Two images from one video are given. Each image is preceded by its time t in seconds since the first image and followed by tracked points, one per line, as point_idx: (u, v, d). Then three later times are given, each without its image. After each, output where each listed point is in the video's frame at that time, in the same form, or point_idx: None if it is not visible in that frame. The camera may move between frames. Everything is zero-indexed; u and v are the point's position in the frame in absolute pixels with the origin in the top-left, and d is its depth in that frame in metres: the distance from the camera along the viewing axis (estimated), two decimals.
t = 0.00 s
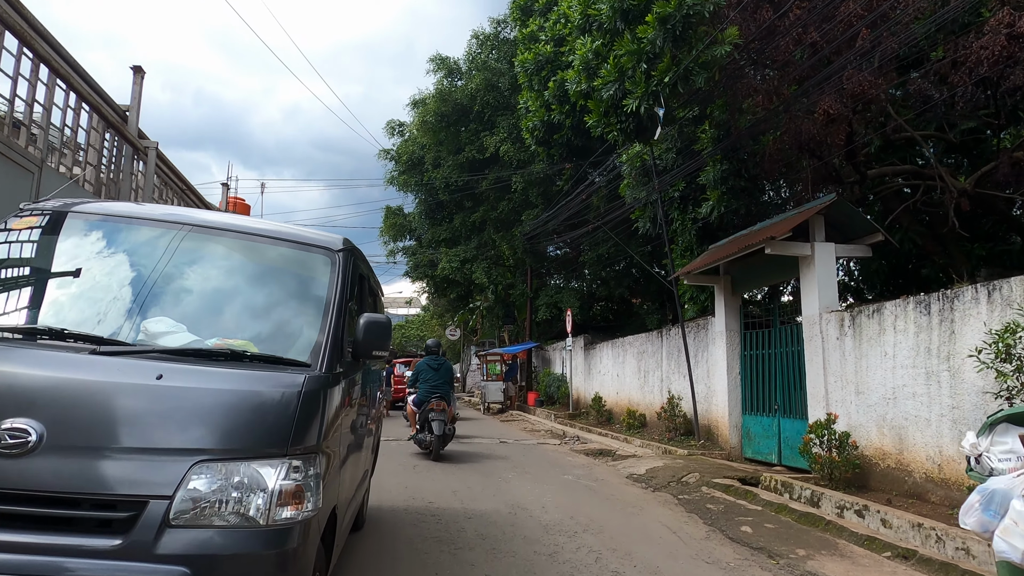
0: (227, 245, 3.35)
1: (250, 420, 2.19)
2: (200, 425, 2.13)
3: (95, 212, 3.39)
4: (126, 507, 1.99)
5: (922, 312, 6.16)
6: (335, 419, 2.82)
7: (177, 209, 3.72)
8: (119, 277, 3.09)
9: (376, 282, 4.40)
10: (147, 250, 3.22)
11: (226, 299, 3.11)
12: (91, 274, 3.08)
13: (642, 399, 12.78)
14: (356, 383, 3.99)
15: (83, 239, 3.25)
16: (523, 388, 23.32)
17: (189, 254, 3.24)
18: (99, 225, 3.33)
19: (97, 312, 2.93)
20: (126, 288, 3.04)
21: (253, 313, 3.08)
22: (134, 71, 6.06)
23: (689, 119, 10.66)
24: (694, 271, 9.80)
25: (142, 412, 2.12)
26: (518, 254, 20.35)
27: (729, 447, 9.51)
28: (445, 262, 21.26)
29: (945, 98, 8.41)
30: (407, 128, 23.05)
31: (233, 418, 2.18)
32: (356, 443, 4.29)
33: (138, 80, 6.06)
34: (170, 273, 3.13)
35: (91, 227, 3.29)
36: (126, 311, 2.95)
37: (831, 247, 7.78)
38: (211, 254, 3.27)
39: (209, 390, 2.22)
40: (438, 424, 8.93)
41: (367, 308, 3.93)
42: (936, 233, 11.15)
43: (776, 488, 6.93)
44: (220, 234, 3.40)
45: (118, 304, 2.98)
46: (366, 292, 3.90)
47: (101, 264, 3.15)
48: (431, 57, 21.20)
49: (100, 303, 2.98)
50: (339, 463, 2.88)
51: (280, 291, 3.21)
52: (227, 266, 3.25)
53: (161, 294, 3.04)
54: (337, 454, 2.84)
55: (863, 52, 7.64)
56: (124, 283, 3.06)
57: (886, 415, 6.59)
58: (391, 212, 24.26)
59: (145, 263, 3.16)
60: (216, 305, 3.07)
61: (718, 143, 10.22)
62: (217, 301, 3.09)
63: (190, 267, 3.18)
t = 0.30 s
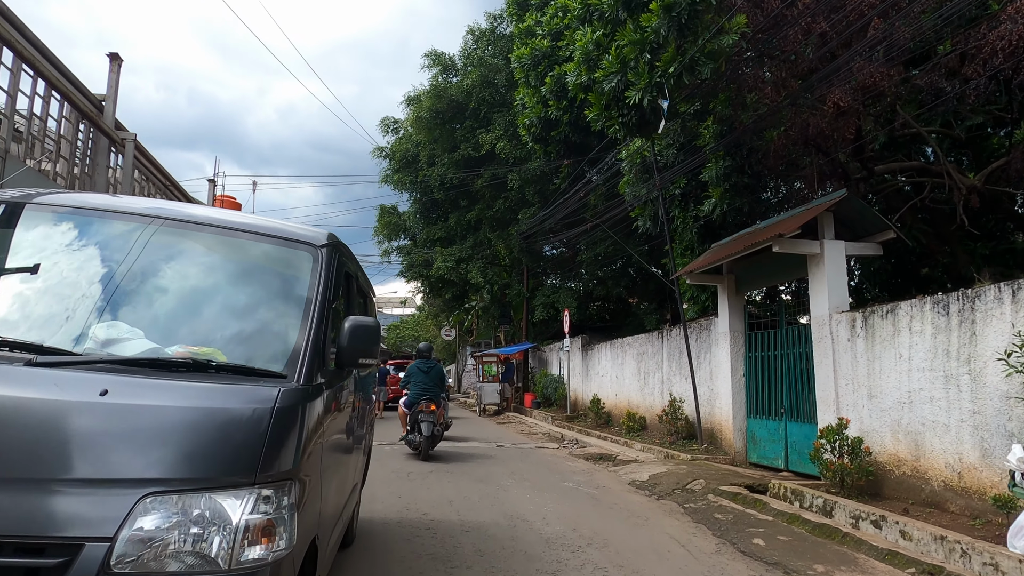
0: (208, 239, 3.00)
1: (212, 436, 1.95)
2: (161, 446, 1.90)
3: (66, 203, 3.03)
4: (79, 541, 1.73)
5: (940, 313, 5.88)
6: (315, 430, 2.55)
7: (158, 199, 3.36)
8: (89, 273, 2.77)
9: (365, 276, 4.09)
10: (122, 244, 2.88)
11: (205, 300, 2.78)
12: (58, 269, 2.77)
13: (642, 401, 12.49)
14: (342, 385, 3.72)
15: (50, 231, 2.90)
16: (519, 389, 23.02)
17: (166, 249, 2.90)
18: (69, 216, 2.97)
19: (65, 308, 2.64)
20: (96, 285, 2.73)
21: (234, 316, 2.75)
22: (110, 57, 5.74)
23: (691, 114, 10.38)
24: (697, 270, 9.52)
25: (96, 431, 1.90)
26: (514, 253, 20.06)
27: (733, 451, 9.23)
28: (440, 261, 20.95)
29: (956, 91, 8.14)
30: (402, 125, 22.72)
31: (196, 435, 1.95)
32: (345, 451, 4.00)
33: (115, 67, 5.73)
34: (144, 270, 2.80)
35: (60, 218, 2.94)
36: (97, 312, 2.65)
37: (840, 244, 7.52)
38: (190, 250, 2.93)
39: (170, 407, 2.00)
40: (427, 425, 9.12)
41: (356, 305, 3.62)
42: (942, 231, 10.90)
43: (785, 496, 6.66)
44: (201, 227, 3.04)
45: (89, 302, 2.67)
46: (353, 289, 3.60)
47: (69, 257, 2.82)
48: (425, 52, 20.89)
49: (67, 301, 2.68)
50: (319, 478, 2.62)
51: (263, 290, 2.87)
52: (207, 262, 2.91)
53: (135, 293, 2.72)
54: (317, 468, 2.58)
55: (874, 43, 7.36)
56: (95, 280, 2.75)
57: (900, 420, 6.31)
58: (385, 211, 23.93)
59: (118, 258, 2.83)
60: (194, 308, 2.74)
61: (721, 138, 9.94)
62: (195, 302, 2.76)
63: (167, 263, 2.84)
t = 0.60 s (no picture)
0: (185, 215, 2.70)
1: (156, 432, 1.67)
2: (100, 445, 1.62)
3: (31, 174, 2.74)
4: (1, 559, 1.46)
5: (957, 306, 5.61)
6: (285, 426, 2.27)
7: (136, 175, 3.05)
8: (50, 252, 2.47)
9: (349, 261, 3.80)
10: (88, 220, 2.58)
11: (176, 284, 2.47)
12: (15, 246, 2.46)
13: (641, 400, 12.22)
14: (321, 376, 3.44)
15: (11, 204, 2.60)
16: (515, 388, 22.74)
17: (137, 226, 2.60)
18: (33, 189, 2.68)
19: (20, 291, 2.33)
20: (57, 265, 2.43)
21: (207, 301, 2.44)
22: (84, 35, 5.46)
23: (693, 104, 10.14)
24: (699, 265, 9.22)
25: (37, 428, 1.62)
26: (510, 251, 19.80)
27: (736, 451, 8.95)
28: (435, 258, 20.68)
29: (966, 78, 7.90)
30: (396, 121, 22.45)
31: (141, 431, 1.67)
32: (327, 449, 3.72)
33: (88, 45, 5.45)
34: (111, 249, 2.50)
35: (22, 190, 2.64)
36: (55, 296, 2.35)
37: (849, 236, 7.25)
38: (163, 227, 2.62)
39: (116, 399, 1.72)
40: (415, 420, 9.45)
41: (337, 291, 3.32)
42: (948, 226, 10.65)
43: (793, 498, 6.40)
44: (180, 202, 2.75)
45: (47, 284, 2.37)
46: (333, 274, 3.30)
47: (28, 234, 2.51)
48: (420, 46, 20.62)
49: (24, 282, 2.37)
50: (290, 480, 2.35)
51: (243, 275, 2.56)
52: (182, 243, 2.60)
53: (100, 275, 2.42)
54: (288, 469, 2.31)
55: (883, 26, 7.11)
56: (55, 260, 2.45)
57: (913, 418, 6.05)
58: (380, 207, 23.64)
59: (83, 235, 2.52)
60: (165, 293, 2.43)
61: (723, 129, 9.68)
62: (165, 286, 2.45)
63: (137, 241, 2.55)
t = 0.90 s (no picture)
0: (153, 204, 2.35)
1: (43, 475, 1.43)
2: None
3: None
4: None
5: (975, 307, 5.31)
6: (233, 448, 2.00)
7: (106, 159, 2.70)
8: None
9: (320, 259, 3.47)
10: (43, 208, 2.24)
11: (141, 278, 2.15)
12: None
13: (639, 403, 11.92)
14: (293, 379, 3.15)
15: None
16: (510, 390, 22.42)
17: (98, 214, 2.27)
18: None
19: None
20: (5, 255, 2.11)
21: (174, 295, 2.12)
22: (49, 19, 5.13)
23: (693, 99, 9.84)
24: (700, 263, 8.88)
25: None
26: (505, 250, 19.48)
27: (738, 457, 8.65)
28: (429, 258, 20.36)
29: (977, 70, 7.61)
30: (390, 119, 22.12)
31: (35, 469, 1.44)
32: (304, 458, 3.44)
33: (54, 29, 5.13)
34: (69, 239, 2.18)
35: None
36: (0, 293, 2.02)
37: (857, 235, 6.95)
38: (128, 215, 2.29)
39: (22, 428, 1.50)
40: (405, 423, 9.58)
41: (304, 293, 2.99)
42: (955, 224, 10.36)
43: (801, 508, 6.10)
44: (147, 193, 2.39)
45: None
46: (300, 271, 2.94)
47: None
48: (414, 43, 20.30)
49: None
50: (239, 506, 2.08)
51: (214, 276, 2.20)
52: (149, 233, 2.27)
53: (53, 271, 2.10)
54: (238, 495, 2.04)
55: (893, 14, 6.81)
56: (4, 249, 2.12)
57: (928, 425, 5.74)
58: (373, 206, 23.32)
59: (36, 223, 2.19)
60: (127, 297, 2.09)
61: (724, 125, 9.41)
62: (125, 282, 2.13)
63: (98, 231, 2.22)
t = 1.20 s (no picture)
0: (127, 179, 2.08)
1: None
2: None
3: None
4: None
5: (998, 301, 5.04)
6: (189, 452, 1.82)
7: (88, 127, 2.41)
8: None
9: (297, 241, 3.21)
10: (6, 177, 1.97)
11: (104, 259, 1.88)
12: None
13: (641, 403, 11.64)
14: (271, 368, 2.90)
15: None
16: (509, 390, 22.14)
17: (65, 188, 1.99)
18: None
19: None
20: None
21: (143, 280, 1.85)
22: None
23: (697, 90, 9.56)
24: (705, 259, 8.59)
25: None
26: (504, 249, 19.21)
27: (745, 459, 8.37)
28: (427, 256, 20.09)
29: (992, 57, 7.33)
30: (387, 115, 21.84)
31: None
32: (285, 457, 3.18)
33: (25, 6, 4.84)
34: (30, 214, 1.91)
35: None
36: None
37: (870, 228, 6.68)
38: (98, 190, 2.02)
39: None
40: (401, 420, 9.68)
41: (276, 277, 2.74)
42: (965, 219, 10.09)
43: (814, 513, 5.82)
44: (123, 167, 2.11)
45: None
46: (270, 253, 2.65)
47: None
48: (412, 38, 20.03)
49: None
50: (198, 515, 1.90)
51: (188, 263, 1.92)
52: (120, 212, 1.99)
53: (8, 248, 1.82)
54: (195, 503, 1.86)
55: None
56: None
57: (948, 426, 5.46)
58: (370, 204, 23.05)
59: None
60: (92, 284, 1.82)
61: (729, 116, 9.12)
62: (90, 268, 1.86)
63: (61, 205, 1.95)
